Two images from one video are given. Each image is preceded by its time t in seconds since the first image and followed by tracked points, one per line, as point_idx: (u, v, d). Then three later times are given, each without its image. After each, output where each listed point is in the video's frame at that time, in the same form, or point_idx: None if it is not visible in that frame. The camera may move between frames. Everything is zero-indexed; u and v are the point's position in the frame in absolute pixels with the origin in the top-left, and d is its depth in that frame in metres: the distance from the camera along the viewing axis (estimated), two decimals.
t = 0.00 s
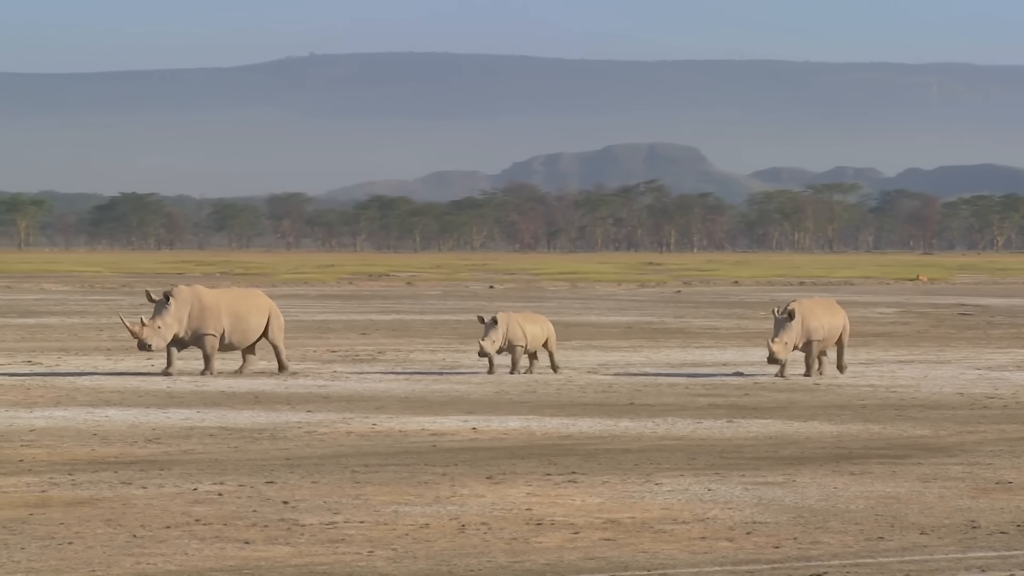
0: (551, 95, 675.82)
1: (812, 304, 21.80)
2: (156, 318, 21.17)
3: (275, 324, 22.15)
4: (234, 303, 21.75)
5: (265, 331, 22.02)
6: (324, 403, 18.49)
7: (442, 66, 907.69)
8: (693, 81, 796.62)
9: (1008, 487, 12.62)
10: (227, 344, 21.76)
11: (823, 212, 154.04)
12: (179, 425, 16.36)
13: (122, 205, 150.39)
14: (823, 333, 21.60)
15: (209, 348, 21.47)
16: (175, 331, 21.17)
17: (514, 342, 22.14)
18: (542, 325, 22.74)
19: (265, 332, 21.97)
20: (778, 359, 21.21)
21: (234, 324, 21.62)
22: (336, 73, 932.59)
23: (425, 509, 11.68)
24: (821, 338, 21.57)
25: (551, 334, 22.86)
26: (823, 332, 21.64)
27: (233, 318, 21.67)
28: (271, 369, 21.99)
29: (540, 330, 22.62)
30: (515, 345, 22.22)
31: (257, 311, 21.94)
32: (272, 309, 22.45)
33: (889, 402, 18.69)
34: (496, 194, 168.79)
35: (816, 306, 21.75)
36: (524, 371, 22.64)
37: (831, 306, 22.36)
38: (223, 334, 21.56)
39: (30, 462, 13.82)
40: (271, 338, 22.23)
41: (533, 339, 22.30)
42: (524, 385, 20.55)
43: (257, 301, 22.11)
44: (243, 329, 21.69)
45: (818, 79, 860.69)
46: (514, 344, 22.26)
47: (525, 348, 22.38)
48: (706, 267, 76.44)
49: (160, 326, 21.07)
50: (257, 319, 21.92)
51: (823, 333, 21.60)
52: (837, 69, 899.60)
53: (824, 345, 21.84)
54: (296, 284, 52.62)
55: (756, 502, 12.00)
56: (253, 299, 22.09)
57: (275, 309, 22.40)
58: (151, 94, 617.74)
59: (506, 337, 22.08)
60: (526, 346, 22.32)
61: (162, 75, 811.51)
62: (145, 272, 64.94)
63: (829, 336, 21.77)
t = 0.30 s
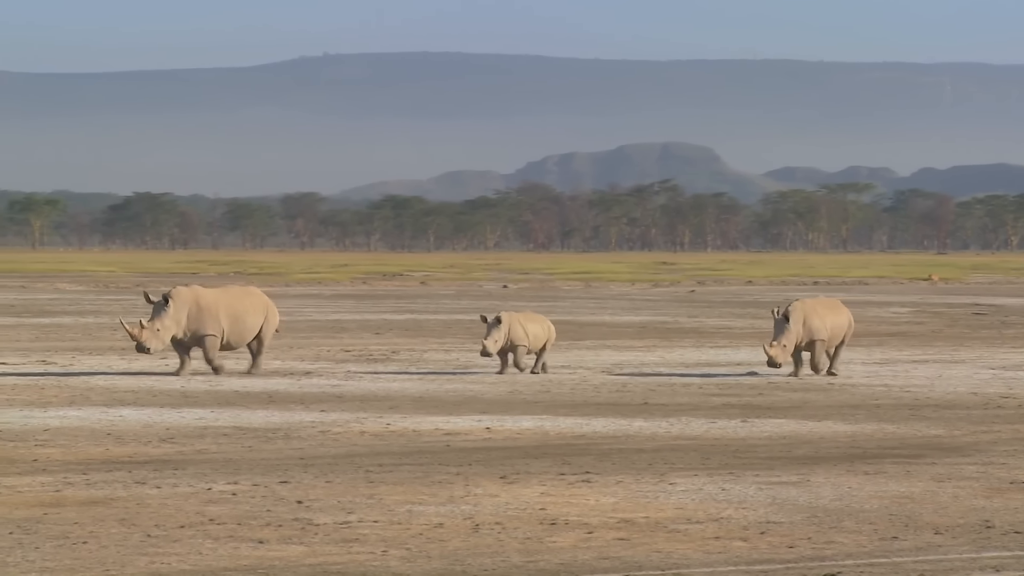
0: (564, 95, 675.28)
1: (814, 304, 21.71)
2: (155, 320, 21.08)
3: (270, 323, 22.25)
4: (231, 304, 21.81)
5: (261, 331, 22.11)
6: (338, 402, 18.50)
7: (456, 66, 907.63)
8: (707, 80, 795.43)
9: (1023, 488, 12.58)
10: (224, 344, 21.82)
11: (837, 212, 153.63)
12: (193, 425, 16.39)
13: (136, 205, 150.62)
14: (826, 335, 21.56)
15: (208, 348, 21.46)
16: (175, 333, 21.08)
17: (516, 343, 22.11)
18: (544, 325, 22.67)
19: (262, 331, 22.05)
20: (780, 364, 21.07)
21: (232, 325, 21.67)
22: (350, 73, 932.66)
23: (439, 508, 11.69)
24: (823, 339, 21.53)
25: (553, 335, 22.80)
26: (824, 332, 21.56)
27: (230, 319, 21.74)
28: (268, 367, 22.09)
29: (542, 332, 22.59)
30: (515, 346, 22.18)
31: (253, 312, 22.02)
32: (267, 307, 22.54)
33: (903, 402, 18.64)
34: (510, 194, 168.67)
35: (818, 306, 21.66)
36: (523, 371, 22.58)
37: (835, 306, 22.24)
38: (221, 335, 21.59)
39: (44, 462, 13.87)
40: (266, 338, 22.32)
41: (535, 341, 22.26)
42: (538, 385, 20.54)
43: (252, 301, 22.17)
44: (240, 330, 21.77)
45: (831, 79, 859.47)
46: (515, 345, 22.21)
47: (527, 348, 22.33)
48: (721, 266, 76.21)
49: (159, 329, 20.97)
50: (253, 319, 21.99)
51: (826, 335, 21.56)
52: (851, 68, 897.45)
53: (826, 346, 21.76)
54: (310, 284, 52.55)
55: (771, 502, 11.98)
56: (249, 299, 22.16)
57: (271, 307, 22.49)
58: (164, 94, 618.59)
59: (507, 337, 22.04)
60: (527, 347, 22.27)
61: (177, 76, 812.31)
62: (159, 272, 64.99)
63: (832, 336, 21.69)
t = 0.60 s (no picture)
0: (578, 95, 675.03)
1: (819, 303, 21.64)
2: (157, 318, 21.18)
3: (272, 324, 22.07)
4: (232, 304, 21.74)
5: (263, 331, 21.99)
6: (352, 402, 18.54)
7: (471, 66, 907.89)
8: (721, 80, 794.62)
9: None
10: (225, 344, 21.79)
11: (852, 212, 153.43)
12: (208, 425, 16.45)
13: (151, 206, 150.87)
14: (829, 335, 21.44)
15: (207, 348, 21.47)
16: (174, 331, 21.16)
17: (520, 341, 22.01)
18: (550, 325, 22.64)
19: (262, 332, 21.90)
20: (785, 366, 21.05)
21: (230, 325, 21.60)
22: (365, 73, 933.30)
23: (454, 509, 11.72)
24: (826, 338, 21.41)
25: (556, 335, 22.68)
26: (831, 331, 21.50)
27: (230, 319, 21.67)
28: (268, 369, 21.95)
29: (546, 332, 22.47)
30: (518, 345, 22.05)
31: (254, 312, 21.89)
32: (271, 309, 22.41)
33: (918, 402, 18.64)
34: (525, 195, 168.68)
35: (822, 305, 21.59)
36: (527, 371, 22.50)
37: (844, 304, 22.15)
38: (219, 335, 21.55)
39: (60, 461, 13.92)
40: (269, 339, 22.18)
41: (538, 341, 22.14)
42: (553, 385, 20.59)
43: (255, 302, 22.05)
44: (240, 330, 21.69)
45: (846, 78, 858.03)
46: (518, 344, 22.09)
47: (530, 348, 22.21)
48: (735, 267, 76.16)
49: (160, 326, 21.08)
50: (255, 319, 21.88)
51: (829, 335, 21.44)
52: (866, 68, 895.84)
53: (835, 345, 21.69)
54: (325, 284, 52.69)
55: (786, 502, 12.00)
56: (252, 299, 22.06)
57: (275, 308, 22.35)
58: (179, 95, 620.05)
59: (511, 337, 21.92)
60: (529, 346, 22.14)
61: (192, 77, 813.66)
62: (175, 272, 65.18)
63: (840, 336, 21.62)
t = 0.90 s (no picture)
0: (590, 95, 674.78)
1: (823, 303, 21.55)
2: (157, 320, 21.17)
3: (273, 322, 22.07)
4: (231, 303, 21.70)
5: (264, 329, 21.97)
6: (365, 403, 18.56)
7: (483, 66, 908.06)
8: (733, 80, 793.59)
9: None
10: (226, 344, 21.75)
11: (865, 212, 153.17)
12: (220, 425, 16.47)
13: (164, 206, 151.06)
14: (833, 335, 21.36)
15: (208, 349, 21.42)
16: (176, 332, 21.14)
17: (525, 342, 21.90)
18: (552, 326, 22.51)
19: (263, 330, 21.90)
20: (791, 367, 21.04)
21: (231, 324, 21.55)
22: (377, 73, 933.90)
23: (466, 509, 11.74)
24: (830, 338, 21.32)
25: (559, 336, 22.56)
26: (837, 331, 21.46)
27: (231, 318, 21.63)
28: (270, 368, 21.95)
29: (550, 332, 22.35)
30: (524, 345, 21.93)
31: (253, 310, 21.86)
32: (271, 307, 22.38)
33: (931, 402, 18.62)
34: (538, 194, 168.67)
35: (826, 305, 21.50)
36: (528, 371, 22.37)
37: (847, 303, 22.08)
38: (220, 335, 21.51)
39: (73, 461, 13.95)
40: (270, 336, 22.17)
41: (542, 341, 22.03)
42: (565, 385, 20.58)
43: (254, 300, 22.02)
44: (241, 329, 21.64)
45: (858, 78, 856.53)
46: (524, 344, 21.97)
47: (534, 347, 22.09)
48: (747, 267, 76.04)
49: (161, 327, 21.07)
50: (255, 318, 21.85)
51: (833, 335, 21.37)
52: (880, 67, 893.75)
53: (841, 345, 21.68)
54: (337, 284, 52.71)
55: (798, 502, 12.00)
56: (251, 298, 22.01)
57: (274, 306, 22.32)
58: (191, 95, 621.60)
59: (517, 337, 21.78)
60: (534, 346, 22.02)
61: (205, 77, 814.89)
62: (187, 272, 65.25)
63: (846, 334, 21.58)
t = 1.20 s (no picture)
0: (602, 94, 674.35)
1: (825, 303, 21.54)
2: (156, 318, 21.09)
3: (272, 324, 22.05)
4: (231, 303, 21.67)
5: (262, 331, 21.95)
6: (377, 402, 18.59)
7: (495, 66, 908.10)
8: (746, 79, 792.56)
9: None
10: (225, 344, 21.67)
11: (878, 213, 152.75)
12: (233, 424, 16.51)
13: (176, 206, 151.18)
14: (836, 336, 21.36)
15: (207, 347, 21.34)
16: (175, 330, 21.08)
17: (529, 344, 21.82)
18: (552, 325, 22.40)
19: (262, 331, 21.89)
20: (788, 368, 21.12)
21: (231, 324, 21.51)
22: (389, 72, 934.36)
23: (479, 509, 11.76)
24: (833, 338, 21.32)
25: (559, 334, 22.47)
26: (840, 331, 21.44)
27: (230, 318, 21.59)
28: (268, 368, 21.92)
29: (551, 331, 22.28)
30: (528, 346, 21.85)
31: (253, 312, 21.84)
32: (269, 309, 22.35)
33: (944, 402, 18.59)
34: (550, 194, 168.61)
35: (828, 305, 21.48)
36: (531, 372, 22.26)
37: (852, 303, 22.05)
38: (219, 334, 21.45)
39: (85, 461, 14.00)
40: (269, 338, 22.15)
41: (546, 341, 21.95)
42: (578, 385, 20.59)
43: (254, 302, 22.00)
44: (240, 329, 21.60)
45: (871, 78, 854.70)
46: (527, 346, 21.89)
47: (538, 349, 22.00)
48: (759, 267, 75.89)
49: (160, 325, 20.98)
50: (254, 320, 21.83)
51: (836, 335, 21.37)
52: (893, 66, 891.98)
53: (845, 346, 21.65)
54: (350, 284, 52.69)
55: (811, 502, 12.00)
56: (251, 299, 22.00)
57: (273, 308, 22.30)
58: (203, 95, 622.35)
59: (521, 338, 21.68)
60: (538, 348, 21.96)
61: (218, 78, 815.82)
62: (200, 272, 65.30)
63: (850, 335, 21.55)
